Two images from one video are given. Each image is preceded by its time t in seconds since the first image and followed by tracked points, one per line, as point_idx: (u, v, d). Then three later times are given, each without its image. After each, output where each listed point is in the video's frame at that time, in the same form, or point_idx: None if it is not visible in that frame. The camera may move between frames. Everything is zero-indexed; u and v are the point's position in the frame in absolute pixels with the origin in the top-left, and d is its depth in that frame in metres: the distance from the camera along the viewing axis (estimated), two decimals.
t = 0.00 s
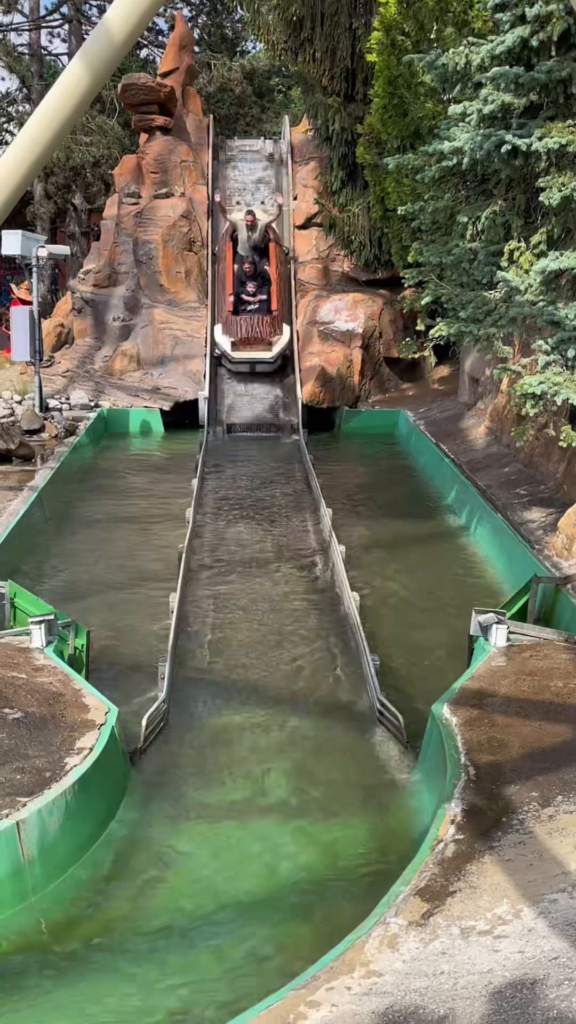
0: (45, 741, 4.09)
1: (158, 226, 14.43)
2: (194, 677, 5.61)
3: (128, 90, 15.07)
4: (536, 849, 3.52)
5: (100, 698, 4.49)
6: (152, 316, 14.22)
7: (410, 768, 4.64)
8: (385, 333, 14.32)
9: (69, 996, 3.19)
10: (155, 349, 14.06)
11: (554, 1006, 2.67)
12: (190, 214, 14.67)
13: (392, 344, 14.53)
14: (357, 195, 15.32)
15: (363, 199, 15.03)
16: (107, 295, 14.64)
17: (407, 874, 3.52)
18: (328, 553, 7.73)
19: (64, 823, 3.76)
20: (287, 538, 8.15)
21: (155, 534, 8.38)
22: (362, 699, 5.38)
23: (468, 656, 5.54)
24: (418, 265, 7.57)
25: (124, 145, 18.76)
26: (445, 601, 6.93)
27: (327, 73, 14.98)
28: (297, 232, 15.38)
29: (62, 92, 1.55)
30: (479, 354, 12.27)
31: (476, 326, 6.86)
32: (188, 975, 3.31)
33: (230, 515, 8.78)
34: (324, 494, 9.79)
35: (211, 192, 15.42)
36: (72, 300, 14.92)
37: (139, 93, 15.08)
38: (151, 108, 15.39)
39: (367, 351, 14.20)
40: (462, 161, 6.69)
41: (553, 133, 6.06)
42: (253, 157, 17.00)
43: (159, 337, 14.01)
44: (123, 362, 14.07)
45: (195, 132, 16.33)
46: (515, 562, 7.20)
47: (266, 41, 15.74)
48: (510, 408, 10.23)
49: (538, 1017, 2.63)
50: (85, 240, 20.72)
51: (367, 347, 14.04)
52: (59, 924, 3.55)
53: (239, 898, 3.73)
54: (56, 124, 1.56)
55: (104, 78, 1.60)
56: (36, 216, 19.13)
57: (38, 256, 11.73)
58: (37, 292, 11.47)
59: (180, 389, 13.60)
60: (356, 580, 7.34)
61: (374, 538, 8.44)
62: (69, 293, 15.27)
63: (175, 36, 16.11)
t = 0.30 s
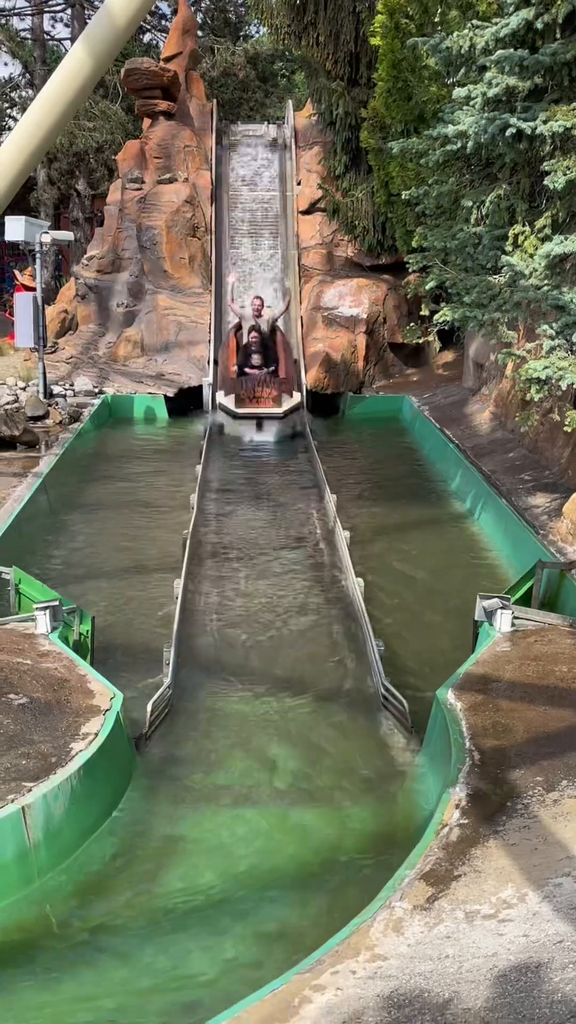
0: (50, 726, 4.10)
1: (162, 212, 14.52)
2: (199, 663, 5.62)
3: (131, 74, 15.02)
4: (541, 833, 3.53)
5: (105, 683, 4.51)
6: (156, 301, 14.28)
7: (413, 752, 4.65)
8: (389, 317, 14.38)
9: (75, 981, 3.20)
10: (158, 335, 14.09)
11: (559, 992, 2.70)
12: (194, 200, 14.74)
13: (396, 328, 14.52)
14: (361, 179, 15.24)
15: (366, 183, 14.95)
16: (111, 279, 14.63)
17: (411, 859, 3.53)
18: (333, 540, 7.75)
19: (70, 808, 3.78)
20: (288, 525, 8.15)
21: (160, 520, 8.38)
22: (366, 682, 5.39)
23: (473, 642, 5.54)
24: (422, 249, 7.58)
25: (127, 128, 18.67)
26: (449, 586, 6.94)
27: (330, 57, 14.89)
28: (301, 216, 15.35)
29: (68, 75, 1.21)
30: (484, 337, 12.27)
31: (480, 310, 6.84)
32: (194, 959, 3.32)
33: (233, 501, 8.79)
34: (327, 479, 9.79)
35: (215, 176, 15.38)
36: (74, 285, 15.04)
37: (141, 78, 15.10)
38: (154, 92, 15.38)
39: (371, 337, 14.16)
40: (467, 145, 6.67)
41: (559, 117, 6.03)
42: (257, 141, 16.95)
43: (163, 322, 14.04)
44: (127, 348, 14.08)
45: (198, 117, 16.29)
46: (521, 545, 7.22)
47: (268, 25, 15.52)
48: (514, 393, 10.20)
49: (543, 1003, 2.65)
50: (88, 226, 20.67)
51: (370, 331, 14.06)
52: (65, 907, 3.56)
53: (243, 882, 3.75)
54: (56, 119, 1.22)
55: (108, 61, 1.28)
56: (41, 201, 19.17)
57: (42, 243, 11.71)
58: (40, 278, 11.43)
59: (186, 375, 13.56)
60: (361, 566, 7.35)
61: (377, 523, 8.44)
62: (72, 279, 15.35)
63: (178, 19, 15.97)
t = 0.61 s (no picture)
0: (58, 712, 4.12)
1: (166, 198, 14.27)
2: (206, 649, 5.63)
3: (135, 60, 14.55)
4: (548, 818, 3.54)
5: (112, 670, 4.52)
6: (160, 287, 13.97)
7: (421, 738, 4.66)
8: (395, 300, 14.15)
9: (84, 965, 3.22)
10: (163, 321, 13.82)
11: (567, 976, 2.71)
12: (200, 186, 14.52)
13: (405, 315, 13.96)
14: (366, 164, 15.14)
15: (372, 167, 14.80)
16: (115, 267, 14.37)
17: (418, 844, 3.53)
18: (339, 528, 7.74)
19: (78, 793, 3.80)
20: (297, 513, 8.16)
21: (167, 508, 8.38)
22: (373, 668, 5.40)
23: (479, 628, 5.55)
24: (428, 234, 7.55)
25: (131, 113, 18.53)
26: (456, 572, 6.94)
27: (336, 42, 14.79)
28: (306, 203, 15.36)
29: (66, 69, 1.21)
30: (491, 323, 12.18)
31: (487, 295, 6.81)
32: (202, 944, 3.34)
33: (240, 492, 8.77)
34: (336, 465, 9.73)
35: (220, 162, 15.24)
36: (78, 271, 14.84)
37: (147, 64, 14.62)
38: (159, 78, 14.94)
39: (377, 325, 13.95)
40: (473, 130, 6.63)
41: (565, 101, 6.00)
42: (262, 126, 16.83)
43: (169, 308, 13.77)
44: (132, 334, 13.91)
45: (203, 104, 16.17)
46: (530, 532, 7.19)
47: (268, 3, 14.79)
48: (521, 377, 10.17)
49: (550, 987, 2.67)
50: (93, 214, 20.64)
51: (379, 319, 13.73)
52: (74, 892, 3.58)
53: (252, 867, 3.76)
54: (61, 102, 1.23)
55: (112, 49, 1.26)
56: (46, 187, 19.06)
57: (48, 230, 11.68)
58: (45, 267, 11.38)
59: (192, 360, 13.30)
60: (368, 552, 7.35)
61: (384, 511, 8.43)
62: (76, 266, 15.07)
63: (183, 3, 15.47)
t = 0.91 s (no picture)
0: (67, 699, 4.13)
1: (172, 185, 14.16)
2: (214, 636, 5.64)
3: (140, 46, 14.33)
4: (556, 803, 3.54)
5: (120, 656, 4.54)
6: (169, 274, 13.89)
7: (429, 724, 4.66)
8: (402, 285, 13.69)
9: (95, 950, 3.24)
10: (170, 306, 13.77)
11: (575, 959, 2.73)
12: (207, 173, 14.36)
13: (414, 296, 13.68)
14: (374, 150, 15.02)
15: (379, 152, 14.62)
16: (122, 251, 14.08)
17: (426, 829, 3.54)
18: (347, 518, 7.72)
19: (87, 779, 3.81)
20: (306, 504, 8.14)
21: (174, 496, 8.36)
22: (381, 655, 5.39)
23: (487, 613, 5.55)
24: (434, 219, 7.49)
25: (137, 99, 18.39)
26: (464, 558, 6.93)
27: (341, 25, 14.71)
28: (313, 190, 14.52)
29: (74, 56, 1.18)
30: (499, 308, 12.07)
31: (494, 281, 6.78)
32: (212, 929, 3.36)
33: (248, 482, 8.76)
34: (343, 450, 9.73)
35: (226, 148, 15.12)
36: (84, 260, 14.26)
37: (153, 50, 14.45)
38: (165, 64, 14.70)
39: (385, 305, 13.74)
40: (480, 113, 6.58)
41: (572, 84, 5.97)
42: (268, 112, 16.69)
43: (175, 294, 13.73)
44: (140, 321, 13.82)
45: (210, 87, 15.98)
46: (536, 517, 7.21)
47: None
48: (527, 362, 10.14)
49: (559, 969, 2.69)
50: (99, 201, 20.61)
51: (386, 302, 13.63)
52: (85, 878, 3.60)
53: (261, 852, 3.78)
54: (66, 93, 1.20)
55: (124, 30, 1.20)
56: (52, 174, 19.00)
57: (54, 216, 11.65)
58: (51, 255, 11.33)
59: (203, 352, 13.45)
60: (376, 538, 7.35)
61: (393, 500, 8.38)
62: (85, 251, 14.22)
63: None
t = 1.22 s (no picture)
0: (76, 686, 4.14)
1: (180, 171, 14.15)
2: (223, 623, 5.63)
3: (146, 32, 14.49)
4: (565, 789, 3.54)
5: (129, 643, 4.54)
6: (176, 262, 13.91)
7: (438, 710, 4.66)
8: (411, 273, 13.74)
9: (106, 936, 3.26)
10: (178, 294, 13.80)
11: None
12: (213, 159, 14.27)
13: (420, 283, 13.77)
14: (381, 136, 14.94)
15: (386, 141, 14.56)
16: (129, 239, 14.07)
17: (434, 816, 3.54)
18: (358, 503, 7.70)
19: (96, 766, 3.82)
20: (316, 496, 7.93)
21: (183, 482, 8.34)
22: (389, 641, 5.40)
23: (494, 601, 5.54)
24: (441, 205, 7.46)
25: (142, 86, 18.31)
26: (472, 545, 6.93)
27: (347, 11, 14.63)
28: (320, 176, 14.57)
29: (78, 41, 1.31)
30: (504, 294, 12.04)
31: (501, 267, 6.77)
32: (222, 915, 3.37)
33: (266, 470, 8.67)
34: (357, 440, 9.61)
35: (233, 134, 15.14)
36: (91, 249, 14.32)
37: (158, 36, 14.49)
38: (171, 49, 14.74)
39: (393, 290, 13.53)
40: (487, 99, 6.56)
41: None
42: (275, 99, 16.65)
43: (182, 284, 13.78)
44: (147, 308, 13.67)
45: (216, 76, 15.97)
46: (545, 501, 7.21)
47: None
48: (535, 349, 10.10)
49: (568, 955, 2.70)
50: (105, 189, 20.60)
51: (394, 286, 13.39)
52: (95, 864, 3.61)
53: (270, 839, 3.79)
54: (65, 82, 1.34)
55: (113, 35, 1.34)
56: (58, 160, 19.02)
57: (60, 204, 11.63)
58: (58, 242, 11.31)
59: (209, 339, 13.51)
60: (384, 525, 7.35)
61: (402, 484, 8.38)
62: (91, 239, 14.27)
63: None
